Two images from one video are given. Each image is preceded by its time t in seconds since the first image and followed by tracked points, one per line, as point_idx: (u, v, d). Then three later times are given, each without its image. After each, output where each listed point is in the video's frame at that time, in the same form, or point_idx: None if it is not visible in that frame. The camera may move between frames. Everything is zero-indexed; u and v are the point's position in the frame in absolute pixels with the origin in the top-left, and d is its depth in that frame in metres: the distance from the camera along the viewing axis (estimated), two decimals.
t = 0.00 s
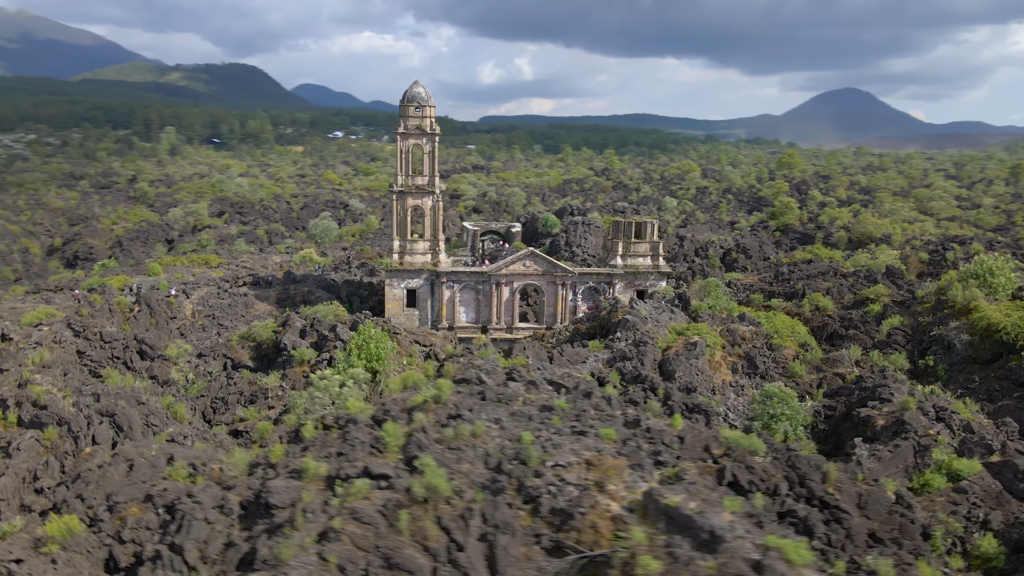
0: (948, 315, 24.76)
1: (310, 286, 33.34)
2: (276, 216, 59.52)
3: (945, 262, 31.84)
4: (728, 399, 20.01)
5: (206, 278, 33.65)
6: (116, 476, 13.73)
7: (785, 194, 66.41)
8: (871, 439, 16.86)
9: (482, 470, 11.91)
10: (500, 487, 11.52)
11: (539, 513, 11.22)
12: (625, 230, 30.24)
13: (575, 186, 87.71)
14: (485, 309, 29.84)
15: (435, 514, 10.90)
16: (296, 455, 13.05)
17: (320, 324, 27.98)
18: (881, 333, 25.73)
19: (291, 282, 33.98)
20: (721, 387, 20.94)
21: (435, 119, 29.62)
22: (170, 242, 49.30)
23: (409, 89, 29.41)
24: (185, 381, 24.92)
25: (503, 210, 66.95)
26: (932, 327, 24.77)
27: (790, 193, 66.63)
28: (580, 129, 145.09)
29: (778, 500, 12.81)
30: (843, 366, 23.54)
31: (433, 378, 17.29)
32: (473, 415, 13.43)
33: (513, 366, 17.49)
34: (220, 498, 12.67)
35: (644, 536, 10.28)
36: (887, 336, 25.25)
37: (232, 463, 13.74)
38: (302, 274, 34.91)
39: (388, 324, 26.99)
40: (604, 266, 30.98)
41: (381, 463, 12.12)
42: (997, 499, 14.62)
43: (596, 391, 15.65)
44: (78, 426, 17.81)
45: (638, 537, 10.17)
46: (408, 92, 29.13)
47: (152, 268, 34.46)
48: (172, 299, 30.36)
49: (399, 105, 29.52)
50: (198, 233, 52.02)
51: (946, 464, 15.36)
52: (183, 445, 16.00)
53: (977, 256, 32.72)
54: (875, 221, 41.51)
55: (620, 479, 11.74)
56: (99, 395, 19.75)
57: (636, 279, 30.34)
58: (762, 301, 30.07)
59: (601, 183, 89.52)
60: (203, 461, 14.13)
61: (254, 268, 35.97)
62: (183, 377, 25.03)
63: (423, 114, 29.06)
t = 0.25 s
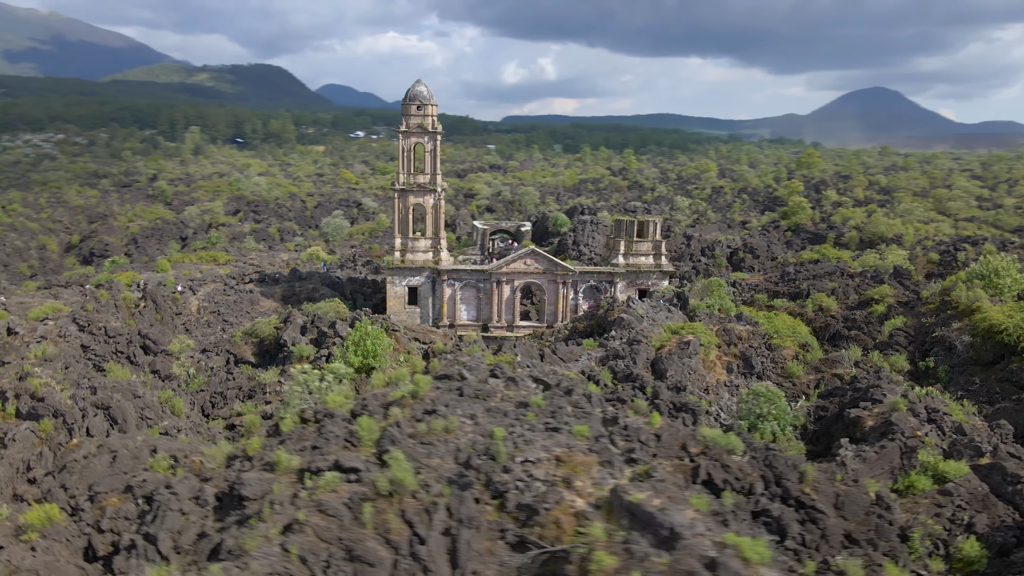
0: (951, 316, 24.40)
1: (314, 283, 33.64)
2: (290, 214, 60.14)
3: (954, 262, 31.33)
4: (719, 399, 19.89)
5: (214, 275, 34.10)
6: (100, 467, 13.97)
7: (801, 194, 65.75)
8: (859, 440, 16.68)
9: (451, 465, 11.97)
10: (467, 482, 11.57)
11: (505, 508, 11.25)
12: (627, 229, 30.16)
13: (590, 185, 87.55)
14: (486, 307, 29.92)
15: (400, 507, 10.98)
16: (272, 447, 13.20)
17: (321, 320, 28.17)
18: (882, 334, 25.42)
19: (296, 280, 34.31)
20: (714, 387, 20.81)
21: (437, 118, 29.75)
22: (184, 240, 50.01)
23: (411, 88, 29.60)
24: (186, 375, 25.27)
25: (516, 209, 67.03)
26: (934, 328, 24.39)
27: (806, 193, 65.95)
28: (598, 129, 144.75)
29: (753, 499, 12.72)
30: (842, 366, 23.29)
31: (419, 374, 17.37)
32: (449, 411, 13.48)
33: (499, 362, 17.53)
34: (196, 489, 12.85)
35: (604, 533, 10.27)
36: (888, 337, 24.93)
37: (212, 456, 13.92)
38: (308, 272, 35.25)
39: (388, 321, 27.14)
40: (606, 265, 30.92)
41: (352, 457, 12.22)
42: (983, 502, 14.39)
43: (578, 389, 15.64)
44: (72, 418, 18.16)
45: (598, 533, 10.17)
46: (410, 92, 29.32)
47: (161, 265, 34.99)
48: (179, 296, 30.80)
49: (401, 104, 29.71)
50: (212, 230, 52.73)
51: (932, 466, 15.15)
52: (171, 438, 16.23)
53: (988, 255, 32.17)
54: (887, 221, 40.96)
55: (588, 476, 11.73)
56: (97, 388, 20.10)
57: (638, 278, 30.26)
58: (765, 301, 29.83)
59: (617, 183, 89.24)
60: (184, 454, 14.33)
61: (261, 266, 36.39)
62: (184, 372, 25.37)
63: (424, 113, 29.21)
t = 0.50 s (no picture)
0: (954, 317, 24.03)
1: (320, 281, 33.94)
2: (304, 212, 60.73)
3: (964, 262, 30.81)
4: (711, 399, 19.77)
5: (221, 272, 34.56)
6: (85, 458, 14.26)
7: (817, 193, 65.10)
8: (846, 441, 16.49)
9: (421, 459, 12.04)
10: (434, 476, 11.63)
11: (471, 503, 11.30)
12: (629, 228, 30.06)
13: (605, 184, 87.34)
14: (487, 306, 30.01)
15: (365, 501, 11.07)
16: (250, 440, 13.36)
17: (323, 317, 28.28)
18: (884, 335, 25.10)
19: (302, 277, 34.64)
20: (707, 386, 20.66)
21: (438, 116, 29.87)
22: (199, 237, 50.75)
23: (414, 87, 29.81)
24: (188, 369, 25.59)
25: (529, 208, 67.06)
26: (936, 329, 24.01)
27: (822, 193, 65.26)
28: (617, 129, 144.26)
29: (726, 498, 12.64)
30: (840, 367, 23.05)
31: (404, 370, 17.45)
32: (424, 406, 13.56)
33: (485, 359, 17.57)
34: (174, 480, 13.05)
35: (564, 528, 10.28)
36: (890, 338, 24.60)
37: (192, 447, 14.12)
38: (314, 269, 35.60)
39: (388, 319, 27.23)
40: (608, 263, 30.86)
41: (325, 451, 12.34)
42: (968, 504, 14.16)
43: (559, 387, 15.62)
44: (67, 410, 18.54)
45: (557, 529, 10.17)
46: (412, 90, 29.54)
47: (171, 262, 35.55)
48: (185, 292, 31.25)
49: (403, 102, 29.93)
50: (226, 227, 53.39)
51: (917, 468, 14.95)
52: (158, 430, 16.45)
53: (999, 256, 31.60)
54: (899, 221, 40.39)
55: (556, 472, 11.72)
56: (95, 381, 20.49)
57: (640, 277, 30.19)
58: (769, 301, 29.59)
59: (632, 182, 88.92)
60: (166, 445, 14.55)
61: (269, 263, 36.82)
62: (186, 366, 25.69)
63: (426, 111, 29.40)
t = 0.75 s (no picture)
0: (956, 318, 23.65)
1: (325, 278, 34.23)
2: (317, 211, 61.28)
3: (973, 262, 30.27)
4: (702, 399, 19.66)
5: (228, 269, 34.99)
6: (71, 449, 14.55)
7: (834, 193, 64.28)
8: (832, 441, 16.32)
9: (391, 453, 12.14)
10: (402, 470, 11.71)
11: (437, 497, 11.36)
12: (631, 227, 29.97)
13: (621, 184, 87.01)
14: (488, 304, 30.08)
15: (332, 493, 11.20)
16: (228, 433, 13.54)
17: (324, 314, 28.47)
18: (886, 336, 24.77)
19: (308, 274, 34.97)
20: (699, 386, 20.54)
21: (441, 115, 30.00)
22: (213, 235, 51.38)
23: (417, 85, 29.94)
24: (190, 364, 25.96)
25: (541, 207, 67.01)
26: (937, 330, 23.65)
27: (839, 192, 64.42)
28: (636, 129, 143.54)
29: (698, 496, 12.59)
30: (838, 367, 22.80)
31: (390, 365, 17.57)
32: (400, 400, 13.65)
33: (472, 355, 17.62)
34: (154, 471, 13.30)
35: (523, 523, 10.30)
36: (891, 339, 24.27)
37: (175, 439, 14.36)
38: (320, 267, 35.91)
39: (387, 316, 27.36)
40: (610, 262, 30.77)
41: (298, 444, 12.48)
42: (951, 507, 13.95)
43: (541, 384, 15.63)
44: (64, 402, 18.93)
45: (516, 524, 10.20)
46: (414, 89, 29.68)
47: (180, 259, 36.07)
48: (192, 289, 31.71)
49: (406, 101, 30.07)
50: (239, 225, 54.02)
51: (901, 469, 14.76)
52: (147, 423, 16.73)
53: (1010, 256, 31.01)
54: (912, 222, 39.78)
55: (523, 467, 11.74)
56: (93, 374, 20.87)
57: (641, 277, 30.07)
58: (771, 301, 29.34)
59: (648, 182, 88.49)
60: (150, 437, 14.79)
61: (276, 260, 37.22)
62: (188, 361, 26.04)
63: (428, 110, 29.54)
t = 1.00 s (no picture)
0: (958, 319, 23.26)
1: (330, 276, 34.52)
2: (331, 210, 61.75)
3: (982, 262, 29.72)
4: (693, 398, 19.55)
5: (236, 267, 35.42)
6: (59, 440, 14.85)
7: (851, 193, 63.46)
8: (817, 442, 16.16)
9: (362, 447, 12.24)
10: (372, 463, 11.82)
11: (404, 490, 11.44)
12: (633, 226, 29.87)
13: (637, 184, 86.62)
14: (489, 302, 30.19)
15: (300, 485, 11.34)
16: (208, 425, 13.73)
17: (326, 311, 28.69)
18: (887, 337, 24.45)
19: (314, 272, 35.24)
20: (691, 386, 20.42)
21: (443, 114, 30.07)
22: (226, 233, 51.99)
23: (419, 84, 30.08)
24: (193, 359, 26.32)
25: (555, 207, 66.93)
26: (939, 331, 23.30)
27: (857, 192, 63.57)
28: (655, 129, 142.74)
29: (670, 494, 12.55)
30: (835, 368, 22.56)
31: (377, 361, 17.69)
32: (376, 395, 13.77)
33: (458, 352, 17.69)
34: (135, 462, 13.55)
35: (483, 518, 10.36)
36: (891, 340, 23.96)
37: (158, 431, 14.61)
38: (326, 264, 36.20)
39: (387, 313, 27.50)
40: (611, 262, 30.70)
41: (272, 436, 12.64)
42: (932, 509, 13.71)
43: (522, 381, 15.65)
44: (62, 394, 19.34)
45: (476, 518, 10.26)
46: (417, 88, 29.82)
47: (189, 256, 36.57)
48: (199, 286, 32.16)
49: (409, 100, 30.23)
50: (252, 224, 54.60)
51: (883, 470, 14.56)
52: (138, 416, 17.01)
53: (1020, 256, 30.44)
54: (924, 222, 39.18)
55: (491, 462, 11.79)
56: (92, 367, 21.25)
57: (643, 276, 29.93)
58: (774, 301, 29.09)
59: (665, 182, 87.99)
60: (135, 429, 15.06)
61: (284, 258, 37.60)
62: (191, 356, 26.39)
63: (430, 109, 29.67)
